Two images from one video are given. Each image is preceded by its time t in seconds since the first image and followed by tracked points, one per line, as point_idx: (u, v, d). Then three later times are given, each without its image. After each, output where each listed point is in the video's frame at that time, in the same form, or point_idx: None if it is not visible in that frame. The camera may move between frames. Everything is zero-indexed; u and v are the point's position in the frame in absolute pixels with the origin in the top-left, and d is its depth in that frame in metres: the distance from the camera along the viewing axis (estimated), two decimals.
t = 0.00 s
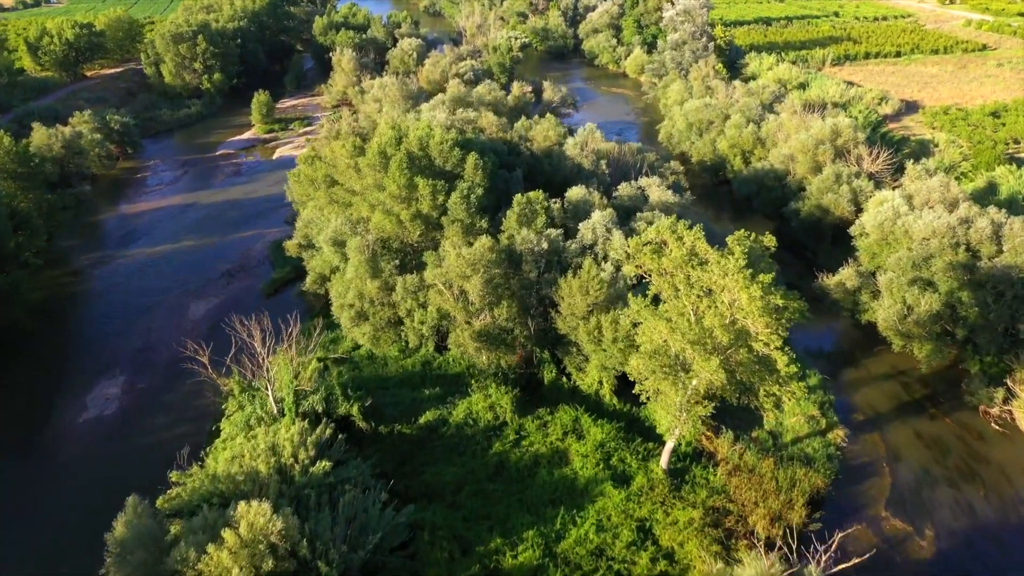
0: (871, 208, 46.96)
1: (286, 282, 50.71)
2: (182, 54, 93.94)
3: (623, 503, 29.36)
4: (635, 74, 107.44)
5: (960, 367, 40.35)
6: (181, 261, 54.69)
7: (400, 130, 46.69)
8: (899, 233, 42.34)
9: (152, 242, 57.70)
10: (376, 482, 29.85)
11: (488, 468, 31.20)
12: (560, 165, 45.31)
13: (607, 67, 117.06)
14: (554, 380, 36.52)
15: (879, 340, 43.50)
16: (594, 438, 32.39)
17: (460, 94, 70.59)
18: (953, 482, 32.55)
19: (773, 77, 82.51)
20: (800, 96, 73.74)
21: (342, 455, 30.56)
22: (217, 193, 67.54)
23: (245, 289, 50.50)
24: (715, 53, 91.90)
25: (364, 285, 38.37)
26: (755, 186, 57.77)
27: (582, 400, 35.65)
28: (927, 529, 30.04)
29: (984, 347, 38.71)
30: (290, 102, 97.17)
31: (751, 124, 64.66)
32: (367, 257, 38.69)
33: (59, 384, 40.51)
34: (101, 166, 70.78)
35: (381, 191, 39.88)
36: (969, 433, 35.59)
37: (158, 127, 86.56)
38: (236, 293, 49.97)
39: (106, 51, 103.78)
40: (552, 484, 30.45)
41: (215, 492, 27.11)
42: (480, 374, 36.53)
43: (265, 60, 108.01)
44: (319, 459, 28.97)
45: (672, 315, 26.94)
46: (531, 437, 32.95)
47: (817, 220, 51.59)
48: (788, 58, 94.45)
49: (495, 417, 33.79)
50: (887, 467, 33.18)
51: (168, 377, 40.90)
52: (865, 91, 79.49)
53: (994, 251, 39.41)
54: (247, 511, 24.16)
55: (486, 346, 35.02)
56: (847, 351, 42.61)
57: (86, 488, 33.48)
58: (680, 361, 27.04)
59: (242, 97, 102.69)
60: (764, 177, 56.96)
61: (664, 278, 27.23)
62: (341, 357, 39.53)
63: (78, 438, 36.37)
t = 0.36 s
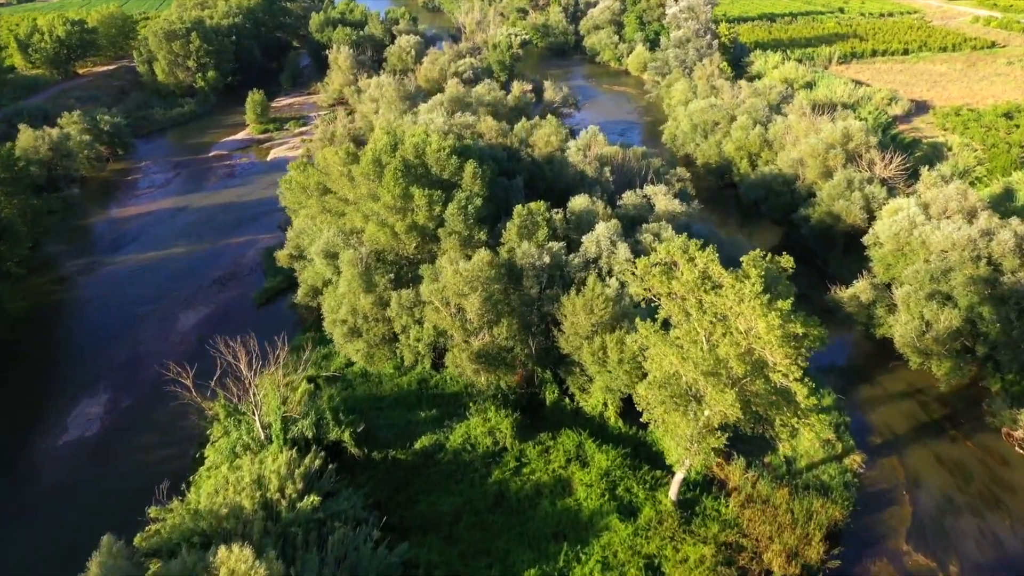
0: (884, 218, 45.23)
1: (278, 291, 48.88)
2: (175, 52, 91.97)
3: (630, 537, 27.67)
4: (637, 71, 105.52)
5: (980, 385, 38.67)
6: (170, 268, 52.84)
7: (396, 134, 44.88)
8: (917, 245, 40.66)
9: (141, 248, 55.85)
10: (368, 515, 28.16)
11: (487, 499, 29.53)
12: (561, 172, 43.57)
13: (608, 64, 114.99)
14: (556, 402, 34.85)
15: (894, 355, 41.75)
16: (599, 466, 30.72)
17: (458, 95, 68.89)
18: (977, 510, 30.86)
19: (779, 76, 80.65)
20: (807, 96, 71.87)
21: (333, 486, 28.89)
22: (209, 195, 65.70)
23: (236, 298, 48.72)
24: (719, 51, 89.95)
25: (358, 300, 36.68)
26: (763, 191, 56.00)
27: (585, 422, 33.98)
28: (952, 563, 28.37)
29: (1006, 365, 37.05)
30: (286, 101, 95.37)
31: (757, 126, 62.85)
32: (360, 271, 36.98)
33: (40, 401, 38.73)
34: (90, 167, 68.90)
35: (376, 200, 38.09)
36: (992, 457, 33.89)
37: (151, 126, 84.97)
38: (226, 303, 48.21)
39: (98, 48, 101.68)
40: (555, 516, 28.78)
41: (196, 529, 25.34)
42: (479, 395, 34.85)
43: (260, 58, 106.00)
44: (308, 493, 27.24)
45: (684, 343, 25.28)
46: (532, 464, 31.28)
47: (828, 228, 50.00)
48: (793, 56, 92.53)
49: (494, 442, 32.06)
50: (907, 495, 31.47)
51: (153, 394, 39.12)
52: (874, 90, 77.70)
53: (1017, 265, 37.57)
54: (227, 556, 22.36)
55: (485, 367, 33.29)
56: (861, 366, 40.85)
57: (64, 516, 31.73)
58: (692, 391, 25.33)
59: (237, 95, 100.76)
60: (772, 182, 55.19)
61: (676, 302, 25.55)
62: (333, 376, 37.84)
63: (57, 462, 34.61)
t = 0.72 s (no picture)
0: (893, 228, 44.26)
1: (269, 303, 46.99)
2: (167, 49, 89.78)
3: None
4: (639, 68, 103.38)
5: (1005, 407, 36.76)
6: (157, 278, 50.91)
7: (391, 140, 42.85)
8: (939, 258, 38.64)
9: (128, 257, 53.91)
10: (358, 556, 26.28)
11: (486, 537, 27.68)
12: (564, 181, 41.61)
13: (610, 60, 112.76)
14: (559, 428, 32.98)
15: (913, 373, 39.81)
16: (605, 501, 28.84)
17: (457, 95, 67.02)
18: (1008, 548, 29.04)
19: (787, 74, 78.60)
20: (817, 95, 69.75)
21: (322, 524, 27.05)
22: (200, 200, 63.75)
23: (225, 311, 46.86)
24: (725, 48, 87.78)
25: (350, 319, 34.81)
26: (773, 196, 54.01)
27: (589, 450, 32.15)
28: None
29: None
30: (281, 99, 93.29)
31: (766, 128, 60.80)
32: (353, 288, 35.07)
33: (16, 425, 36.85)
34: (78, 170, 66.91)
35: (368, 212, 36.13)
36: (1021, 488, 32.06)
37: (142, 126, 83.18)
38: (215, 316, 46.35)
39: (90, 45, 99.46)
40: (559, 556, 26.91)
41: None
42: (477, 421, 32.97)
43: (255, 54, 103.81)
44: (293, 534, 25.33)
45: (698, 377, 23.41)
46: (534, 497, 29.42)
47: (841, 236, 48.08)
48: (801, 53, 90.34)
49: (493, 473, 30.22)
50: (933, 531, 29.62)
51: (136, 417, 37.24)
52: (884, 89, 75.66)
53: None
54: None
55: (484, 394, 31.40)
56: (879, 385, 38.92)
57: (37, 553, 29.91)
58: (707, 429, 23.41)
59: (231, 93, 98.63)
60: (782, 188, 53.24)
61: (689, 333, 23.68)
62: (325, 397, 35.97)
63: (32, 492, 32.76)
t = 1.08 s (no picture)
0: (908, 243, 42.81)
1: (260, 316, 44.97)
2: (159, 46, 87.60)
3: None
4: (642, 65, 101.24)
5: None
6: (144, 288, 48.96)
7: (385, 147, 40.85)
8: (963, 274, 36.73)
9: (114, 266, 51.97)
10: None
11: None
12: (568, 191, 39.68)
13: (612, 56, 110.50)
14: (562, 458, 31.15)
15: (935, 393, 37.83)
16: (613, 542, 26.94)
17: (455, 95, 65.11)
18: None
19: (795, 73, 76.56)
20: (826, 96, 67.66)
21: (309, 570, 25.17)
22: (190, 203, 61.71)
23: (214, 324, 44.87)
24: (730, 45, 85.60)
25: (342, 341, 32.92)
26: (783, 203, 52.03)
27: (595, 482, 30.30)
28: None
29: None
30: (276, 97, 91.20)
31: (775, 130, 58.80)
32: (344, 308, 33.14)
33: None
34: (65, 174, 64.85)
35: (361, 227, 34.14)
36: None
37: (132, 125, 81.14)
38: (203, 329, 44.36)
39: (80, 41, 97.13)
40: None
41: None
42: (477, 451, 31.11)
43: (250, 51, 101.61)
44: None
45: (716, 420, 21.53)
46: (536, 536, 27.57)
47: (856, 246, 46.14)
48: (808, 50, 88.17)
49: (493, 510, 28.38)
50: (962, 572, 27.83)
51: (116, 442, 35.31)
52: (895, 88, 73.62)
53: None
54: None
55: (484, 424, 29.49)
56: (899, 406, 36.99)
57: None
58: (728, 477, 21.51)
59: (225, 91, 96.45)
60: (793, 195, 51.25)
61: (706, 372, 21.81)
62: (315, 423, 34.08)
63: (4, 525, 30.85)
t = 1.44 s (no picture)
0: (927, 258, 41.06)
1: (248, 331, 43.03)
2: (150, 43, 85.42)
3: None
4: (645, 62, 99.05)
5: None
6: (129, 301, 47.05)
7: (380, 155, 38.85)
8: (989, 292, 34.78)
9: (99, 277, 50.06)
10: None
11: None
12: (571, 203, 37.69)
13: (614, 53, 108.21)
14: (566, 493, 29.32)
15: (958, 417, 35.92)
16: None
17: (454, 97, 63.12)
18: None
19: (803, 71, 74.48)
20: (837, 97, 65.57)
21: None
22: (180, 209, 59.68)
23: (200, 340, 42.90)
24: (737, 42, 83.44)
25: (332, 367, 31.00)
26: (795, 210, 50.05)
27: (601, 520, 28.39)
28: None
29: None
30: (271, 96, 89.07)
31: (785, 133, 56.79)
32: (335, 331, 31.20)
33: None
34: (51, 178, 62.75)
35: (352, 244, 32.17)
36: None
37: (123, 125, 79.05)
38: (189, 346, 42.41)
39: (71, 38, 94.85)
40: None
41: None
42: (476, 487, 29.26)
43: (244, 48, 99.39)
44: None
45: (737, 474, 19.59)
46: None
47: (871, 258, 44.17)
48: (816, 48, 85.99)
49: (493, 554, 26.39)
50: None
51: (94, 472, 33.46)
52: (906, 87, 71.59)
53: None
54: None
55: (484, 461, 27.65)
56: (921, 432, 35.09)
57: None
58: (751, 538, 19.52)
59: (218, 89, 94.29)
60: (805, 202, 49.12)
61: (726, 420, 19.94)
62: (304, 452, 32.18)
63: None
